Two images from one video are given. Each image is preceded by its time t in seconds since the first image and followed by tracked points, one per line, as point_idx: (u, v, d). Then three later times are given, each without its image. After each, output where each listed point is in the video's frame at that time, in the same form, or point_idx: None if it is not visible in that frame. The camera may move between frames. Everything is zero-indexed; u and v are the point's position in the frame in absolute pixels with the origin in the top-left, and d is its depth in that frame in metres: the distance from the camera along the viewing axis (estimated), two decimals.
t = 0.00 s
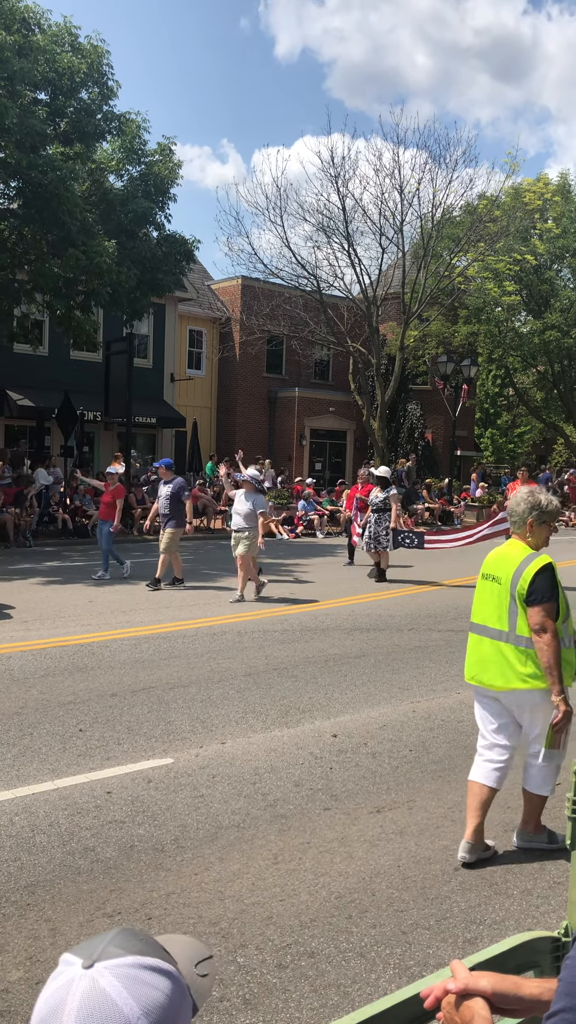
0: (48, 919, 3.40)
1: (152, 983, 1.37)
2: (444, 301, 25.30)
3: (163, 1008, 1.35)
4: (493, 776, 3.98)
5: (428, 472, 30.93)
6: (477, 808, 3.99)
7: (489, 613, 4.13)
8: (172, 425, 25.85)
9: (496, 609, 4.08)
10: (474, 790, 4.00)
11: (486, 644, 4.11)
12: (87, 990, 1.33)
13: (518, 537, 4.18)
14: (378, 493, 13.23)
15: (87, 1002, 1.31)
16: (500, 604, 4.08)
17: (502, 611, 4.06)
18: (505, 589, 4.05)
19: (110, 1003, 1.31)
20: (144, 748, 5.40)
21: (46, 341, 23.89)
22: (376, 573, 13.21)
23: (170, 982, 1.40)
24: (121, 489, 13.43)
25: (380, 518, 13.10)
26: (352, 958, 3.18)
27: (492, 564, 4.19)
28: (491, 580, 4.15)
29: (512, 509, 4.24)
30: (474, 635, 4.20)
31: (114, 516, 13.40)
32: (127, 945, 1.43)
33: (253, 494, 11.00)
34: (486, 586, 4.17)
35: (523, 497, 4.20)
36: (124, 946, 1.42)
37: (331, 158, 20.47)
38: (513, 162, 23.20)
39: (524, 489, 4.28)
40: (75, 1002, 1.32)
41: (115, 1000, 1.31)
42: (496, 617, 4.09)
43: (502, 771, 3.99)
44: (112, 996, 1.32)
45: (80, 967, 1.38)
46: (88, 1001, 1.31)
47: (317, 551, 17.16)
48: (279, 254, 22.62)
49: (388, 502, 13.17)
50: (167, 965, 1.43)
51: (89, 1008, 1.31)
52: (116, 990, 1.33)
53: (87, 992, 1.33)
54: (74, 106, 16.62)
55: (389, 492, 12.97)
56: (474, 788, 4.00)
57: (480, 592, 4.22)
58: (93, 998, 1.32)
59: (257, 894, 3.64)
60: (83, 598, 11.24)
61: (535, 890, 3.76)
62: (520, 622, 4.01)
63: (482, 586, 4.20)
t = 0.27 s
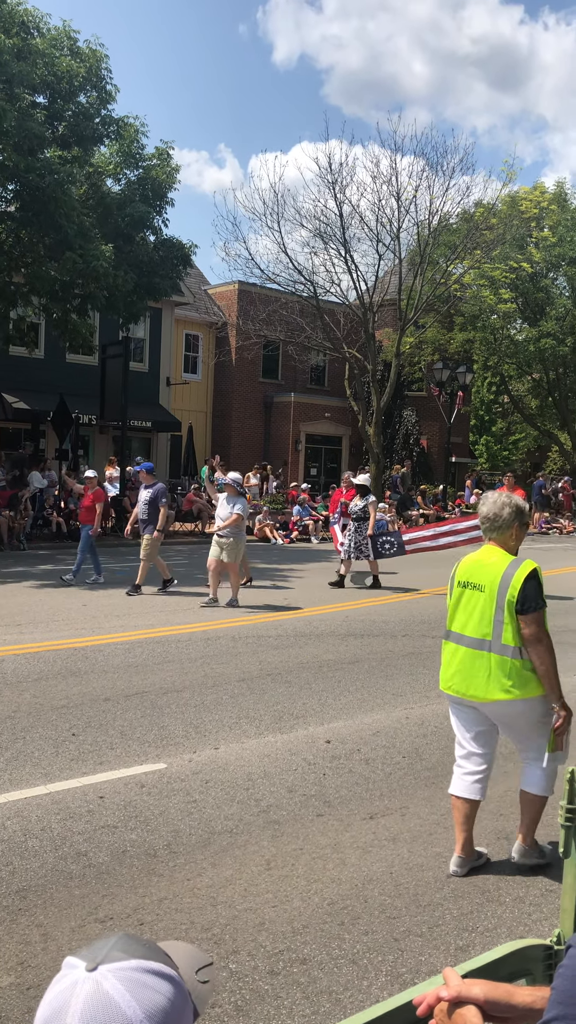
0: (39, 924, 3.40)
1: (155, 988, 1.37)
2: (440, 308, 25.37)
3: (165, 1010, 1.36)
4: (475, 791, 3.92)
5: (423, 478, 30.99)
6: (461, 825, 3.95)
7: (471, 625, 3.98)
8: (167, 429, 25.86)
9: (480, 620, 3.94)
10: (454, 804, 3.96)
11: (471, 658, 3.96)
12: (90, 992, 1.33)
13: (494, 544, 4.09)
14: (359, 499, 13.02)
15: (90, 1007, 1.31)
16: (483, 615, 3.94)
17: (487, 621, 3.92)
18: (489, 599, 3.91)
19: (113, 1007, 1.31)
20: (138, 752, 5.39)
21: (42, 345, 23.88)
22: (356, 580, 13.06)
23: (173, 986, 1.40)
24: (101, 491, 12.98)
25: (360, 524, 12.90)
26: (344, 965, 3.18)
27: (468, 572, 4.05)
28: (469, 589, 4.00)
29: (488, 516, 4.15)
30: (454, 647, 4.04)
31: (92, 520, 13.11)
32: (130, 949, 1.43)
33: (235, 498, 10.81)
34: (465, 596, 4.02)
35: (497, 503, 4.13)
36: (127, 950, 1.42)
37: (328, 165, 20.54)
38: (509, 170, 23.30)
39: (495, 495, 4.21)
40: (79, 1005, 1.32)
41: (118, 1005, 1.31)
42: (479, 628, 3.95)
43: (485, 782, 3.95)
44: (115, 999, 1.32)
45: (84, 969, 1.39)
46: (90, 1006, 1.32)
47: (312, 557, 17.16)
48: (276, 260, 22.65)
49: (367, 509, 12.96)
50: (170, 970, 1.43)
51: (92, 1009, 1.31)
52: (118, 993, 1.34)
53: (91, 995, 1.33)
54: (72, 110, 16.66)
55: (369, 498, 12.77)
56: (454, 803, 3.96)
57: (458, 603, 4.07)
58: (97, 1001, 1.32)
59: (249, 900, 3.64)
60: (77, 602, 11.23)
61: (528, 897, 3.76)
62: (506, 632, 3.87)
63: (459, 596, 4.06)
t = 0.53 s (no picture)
0: (29, 929, 3.38)
1: (157, 990, 1.36)
2: (431, 313, 25.46)
3: (166, 1011, 1.35)
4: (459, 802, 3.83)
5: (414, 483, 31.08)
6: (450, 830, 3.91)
7: (468, 638, 3.75)
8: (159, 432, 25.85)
9: (480, 634, 3.71)
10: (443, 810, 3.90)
11: (468, 673, 3.73)
12: (92, 993, 1.33)
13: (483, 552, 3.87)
14: (334, 503, 12.74)
15: (93, 1008, 1.31)
16: (482, 629, 3.71)
17: (486, 635, 3.70)
18: (490, 613, 3.69)
19: (114, 1008, 1.31)
20: (128, 756, 5.38)
21: (33, 347, 23.84)
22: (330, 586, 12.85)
23: (174, 989, 1.40)
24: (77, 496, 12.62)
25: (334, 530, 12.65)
26: (334, 970, 3.17)
27: (459, 582, 3.82)
28: (465, 601, 3.77)
29: (476, 521, 3.90)
30: (448, 660, 3.81)
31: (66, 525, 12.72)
32: (132, 951, 1.43)
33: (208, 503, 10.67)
34: (460, 608, 3.79)
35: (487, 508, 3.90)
36: (129, 952, 1.42)
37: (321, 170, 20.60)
38: (501, 177, 23.40)
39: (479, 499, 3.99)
40: (81, 1006, 1.32)
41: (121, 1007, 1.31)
42: (478, 642, 3.72)
43: (470, 795, 3.82)
44: (117, 1000, 1.32)
45: (86, 971, 1.38)
46: (94, 1007, 1.31)
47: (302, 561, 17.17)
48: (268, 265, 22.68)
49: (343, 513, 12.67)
50: (171, 973, 1.43)
51: (93, 1011, 1.31)
52: (119, 994, 1.33)
53: (93, 997, 1.33)
54: (65, 114, 16.63)
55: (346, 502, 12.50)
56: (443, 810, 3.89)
57: (450, 615, 3.82)
58: (99, 1002, 1.32)
59: (239, 904, 3.63)
60: (68, 605, 11.19)
61: (517, 901, 3.77)
62: (507, 648, 3.67)
63: (452, 606, 3.82)
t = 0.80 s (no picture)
0: (13, 932, 3.36)
1: (137, 994, 1.35)
2: (418, 315, 25.51)
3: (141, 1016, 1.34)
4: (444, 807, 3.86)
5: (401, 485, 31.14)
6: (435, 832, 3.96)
7: (462, 642, 3.72)
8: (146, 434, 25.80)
9: (476, 638, 3.68)
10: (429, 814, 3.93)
11: (462, 678, 3.70)
12: (73, 996, 1.32)
13: (479, 555, 3.84)
14: (309, 505, 12.39)
15: (73, 1012, 1.30)
16: (478, 631, 3.69)
17: (483, 639, 3.67)
18: (488, 617, 3.67)
19: (94, 1010, 1.30)
20: (114, 758, 5.36)
21: (20, 349, 23.74)
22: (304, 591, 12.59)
23: (154, 992, 1.39)
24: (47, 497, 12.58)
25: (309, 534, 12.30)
26: (319, 972, 3.17)
27: (454, 585, 3.78)
28: (461, 603, 3.73)
29: (479, 522, 3.85)
30: (439, 663, 3.77)
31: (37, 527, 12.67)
32: (114, 955, 1.42)
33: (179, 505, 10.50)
34: (455, 610, 3.75)
35: (488, 510, 3.86)
36: (110, 956, 1.41)
37: (309, 172, 20.61)
38: (489, 180, 23.47)
39: (477, 500, 3.95)
40: (62, 1008, 1.31)
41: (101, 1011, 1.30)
42: (473, 646, 3.69)
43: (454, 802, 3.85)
44: (97, 1002, 1.31)
45: (66, 974, 1.37)
46: (74, 1010, 1.30)
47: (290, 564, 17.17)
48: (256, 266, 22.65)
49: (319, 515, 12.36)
50: (152, 976, 1.42)
51: (75, 1013, 1.30)
52: (99, 998, 1.32)
53: (73, 1000, 1.32)
54: (52, 114, 16.57)
55: (321, 505, 12.17)
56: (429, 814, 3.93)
57: (444, 618, 3.78)
58: (79, 1004, 1.31)
59: (226, 907, 3.62)
60: (54, 608, 11.15)
61: (499, 903, 3.78)
62: (505, 652, 3.66)
63: (446, 610, 3.78)
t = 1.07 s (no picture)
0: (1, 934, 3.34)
1: (121, 996, 1.34)
2: (406, 315, 25.54)
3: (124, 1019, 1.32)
4: (412, 804, 3.79)
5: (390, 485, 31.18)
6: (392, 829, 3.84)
7: (448, 644, 3.70)
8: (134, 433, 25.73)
9: (463, 638, 3.67)
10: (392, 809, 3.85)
11: (451, 681, 3.68)
12: (56, 998, 1.31)
13: (459, 555, 3.84)
14: (286, 503, 12.23)
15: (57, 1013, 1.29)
16: (464, 632, 3.68)
17: (471, 640, 3.67)
18: (474, 616, 3.67)
19: (78, 1012, 1.29)
20: (102, 759, 5.34)
21: (7, 348, 23.63)
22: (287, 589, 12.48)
23: (137, 994, 1.38)
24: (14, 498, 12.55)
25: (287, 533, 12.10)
26: (308, 972, 3.16)
27: (436, 587, 3.77)
28: (445, 604, 3.72)
29: (458, 523, 3.85)
30: (425, 666, 3.75)
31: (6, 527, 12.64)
32: (97, 958, 1.41)
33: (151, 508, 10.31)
34: (439, 612, 3.74)
35: (467, 510, 3.86)
36: (94, 958, 1.40)
37: (296, 171, 20.59)
38: (476, 179, 23.50)
39: (453, 499, 3.95)
40: (45, 1010, 1.30)
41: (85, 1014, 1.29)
42: (460, 648, 3.68)
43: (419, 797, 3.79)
44: (80, 1004, 1.30)
45: (49, 977, 1.36)
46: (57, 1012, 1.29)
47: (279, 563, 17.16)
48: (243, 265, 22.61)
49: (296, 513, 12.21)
50: (135, 978, 1.41)
51: (58, 1015, 1.29)
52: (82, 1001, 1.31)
53: (56, 1003, 1.30)
54: (38, 112, 16.47)
55: (298, 503, 12.02)
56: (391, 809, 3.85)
57: (428, 622, 3.76)
58: (63, 1006, 1.30)
59: (214, 907, 3.61)
60: (42, 608, 11.10)
61: (487, 901, 3.78)
62: (490, 651, 3.66)
63: (430, 613, 3.76)
